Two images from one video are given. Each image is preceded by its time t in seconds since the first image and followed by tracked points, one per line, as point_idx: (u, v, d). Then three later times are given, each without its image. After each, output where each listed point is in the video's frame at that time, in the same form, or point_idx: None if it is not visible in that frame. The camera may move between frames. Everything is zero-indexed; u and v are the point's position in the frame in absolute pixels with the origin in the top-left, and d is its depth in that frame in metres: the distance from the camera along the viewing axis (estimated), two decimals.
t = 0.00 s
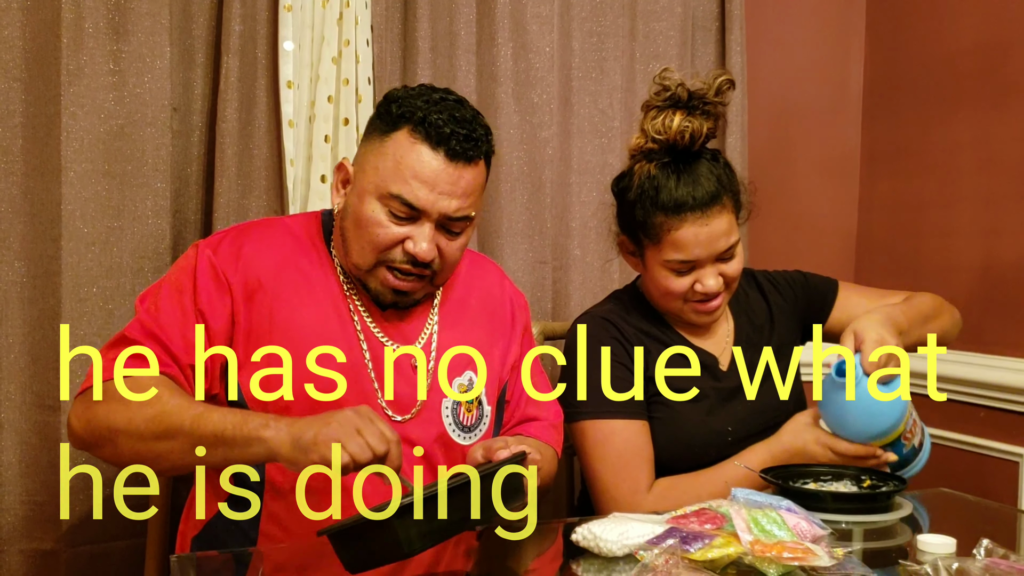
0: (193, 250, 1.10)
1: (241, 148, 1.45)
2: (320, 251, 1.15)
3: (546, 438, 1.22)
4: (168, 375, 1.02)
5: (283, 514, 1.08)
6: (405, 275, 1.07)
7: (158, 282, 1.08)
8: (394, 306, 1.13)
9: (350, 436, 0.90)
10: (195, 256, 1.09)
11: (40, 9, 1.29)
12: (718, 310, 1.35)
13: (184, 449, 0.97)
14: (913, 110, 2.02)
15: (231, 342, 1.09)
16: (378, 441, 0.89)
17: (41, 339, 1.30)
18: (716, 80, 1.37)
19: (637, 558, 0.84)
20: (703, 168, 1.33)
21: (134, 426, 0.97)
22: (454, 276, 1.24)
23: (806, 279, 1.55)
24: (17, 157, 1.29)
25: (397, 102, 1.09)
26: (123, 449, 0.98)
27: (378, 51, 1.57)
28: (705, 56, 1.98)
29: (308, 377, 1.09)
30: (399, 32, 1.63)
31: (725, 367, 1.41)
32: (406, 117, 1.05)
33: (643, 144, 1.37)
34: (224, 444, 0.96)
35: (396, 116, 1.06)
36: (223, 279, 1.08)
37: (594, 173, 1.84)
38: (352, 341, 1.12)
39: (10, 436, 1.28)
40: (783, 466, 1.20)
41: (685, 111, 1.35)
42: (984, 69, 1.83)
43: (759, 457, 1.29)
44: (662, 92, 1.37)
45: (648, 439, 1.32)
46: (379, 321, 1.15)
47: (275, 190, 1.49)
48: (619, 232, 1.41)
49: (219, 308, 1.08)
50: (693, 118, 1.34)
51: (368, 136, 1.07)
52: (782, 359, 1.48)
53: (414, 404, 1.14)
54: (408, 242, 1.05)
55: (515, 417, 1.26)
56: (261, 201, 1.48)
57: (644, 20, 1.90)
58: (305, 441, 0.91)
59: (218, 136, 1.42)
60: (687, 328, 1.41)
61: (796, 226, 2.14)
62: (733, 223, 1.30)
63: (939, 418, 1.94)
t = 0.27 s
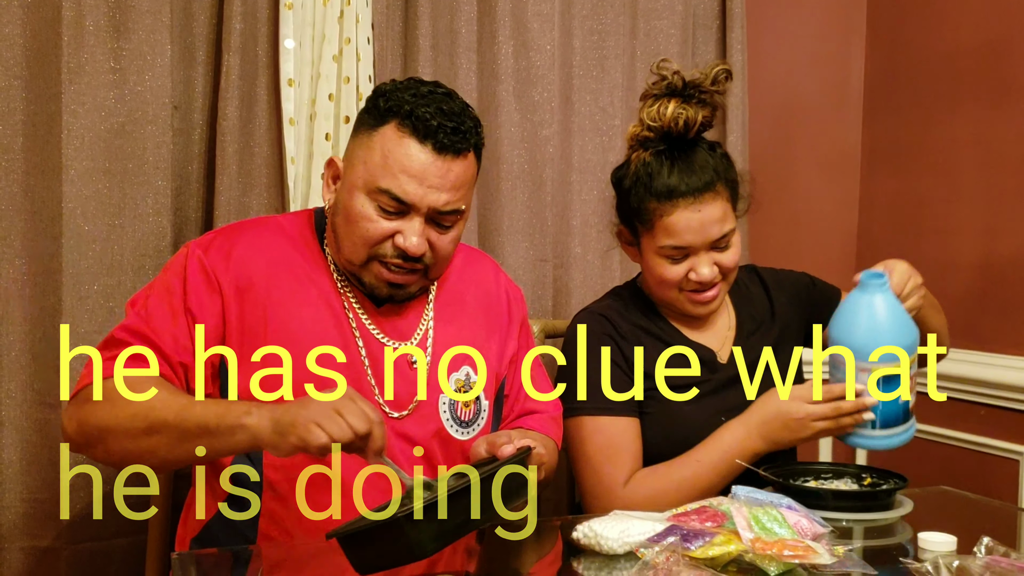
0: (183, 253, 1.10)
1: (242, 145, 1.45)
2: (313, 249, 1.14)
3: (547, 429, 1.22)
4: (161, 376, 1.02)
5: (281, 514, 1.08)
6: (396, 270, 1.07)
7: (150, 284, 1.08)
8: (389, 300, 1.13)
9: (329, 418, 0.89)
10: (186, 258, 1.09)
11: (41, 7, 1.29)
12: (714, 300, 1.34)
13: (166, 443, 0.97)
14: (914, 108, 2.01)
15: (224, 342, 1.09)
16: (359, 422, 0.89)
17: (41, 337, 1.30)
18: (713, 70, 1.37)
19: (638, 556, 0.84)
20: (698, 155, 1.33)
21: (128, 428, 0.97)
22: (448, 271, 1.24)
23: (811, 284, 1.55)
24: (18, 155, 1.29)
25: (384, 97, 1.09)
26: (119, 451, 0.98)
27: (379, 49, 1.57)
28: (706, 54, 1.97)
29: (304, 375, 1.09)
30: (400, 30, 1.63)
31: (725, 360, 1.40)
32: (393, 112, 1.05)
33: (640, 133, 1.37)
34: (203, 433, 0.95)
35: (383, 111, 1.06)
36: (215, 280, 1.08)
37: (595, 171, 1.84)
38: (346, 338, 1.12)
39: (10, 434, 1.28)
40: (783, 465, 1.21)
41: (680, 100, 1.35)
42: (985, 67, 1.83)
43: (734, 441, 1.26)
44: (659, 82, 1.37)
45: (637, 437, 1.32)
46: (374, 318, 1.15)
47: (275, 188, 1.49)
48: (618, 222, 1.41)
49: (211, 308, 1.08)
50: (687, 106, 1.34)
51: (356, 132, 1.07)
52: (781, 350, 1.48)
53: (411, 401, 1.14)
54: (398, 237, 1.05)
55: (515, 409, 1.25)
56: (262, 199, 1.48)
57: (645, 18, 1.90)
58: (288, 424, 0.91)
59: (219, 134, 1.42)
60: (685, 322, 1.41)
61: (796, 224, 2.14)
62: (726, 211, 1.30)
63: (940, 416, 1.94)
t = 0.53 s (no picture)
0: (176, 249, 1.09)
1: (242, 138, 1.45)
2: (307, 243, 1.14)
3: (546, 416, 1.22)
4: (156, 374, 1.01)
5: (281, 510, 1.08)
6: (389, 262, 1.07)
7: (143, 282, 1.07)
8: (382, 294, 1.13)
9: (288, 421, 0.88)
10: (180, 254, 1.08)
11: None
12: (678, 282, 1.35)
13: (154, 441, 0.97)
14: (915, 101, 2.01)
15: (221, 339, 1.09)
16: (319, 425, 0.88)
17: (42, 330, 1.31)
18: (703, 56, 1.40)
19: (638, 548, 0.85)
20: (667, 137, 1.37)
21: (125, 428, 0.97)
22: (444, 262, 1.24)
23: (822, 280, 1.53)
24: (18, 148, 1.29)
25: (375, 88, 1.09)
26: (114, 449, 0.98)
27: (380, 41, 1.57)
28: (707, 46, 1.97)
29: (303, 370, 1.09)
30: (400, 22, 1.63)
31: (716, 343, 1.40)
32: (383, 103, 1.05)
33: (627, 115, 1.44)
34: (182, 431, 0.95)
35: (374, 103, 1.05)
36: (210, 277, 1.07)
37: (595, 164, 1.84)
38: (344, 332, 1.12)
39: (12, 426, 1.28)
40: (783, 458, 1.22)
41: (663, 83, 1.39)
42: (987, 60, 1.83)
43: (655, 429, 1.27)
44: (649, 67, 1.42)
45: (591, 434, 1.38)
46: (371, 312, 1.15)
47: (276, 181, 1.49)
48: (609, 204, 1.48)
49: (206, 304, 1.07)
50: (664, 90, 1.38)
51: (348, 123, 1.07)
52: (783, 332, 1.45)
53: (409, 394, 1.13)
54: (390, 229, 1.05)
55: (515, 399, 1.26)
56: (262, 191, 1.48)
57: (646, 10, 1.89)
58: (244, 426, 0.90)
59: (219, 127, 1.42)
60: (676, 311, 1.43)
61: (797, 217, 2.14)
62: (687, 189, 1.33)
63: (940, 409, 1.94)
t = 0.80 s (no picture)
0: (172, 238, 1.07)
1: (240, 128, 1.44)
2: (303, 233, 1.14)
3: (545, 408, 1.23)
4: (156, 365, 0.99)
5: (281, 503, 1.08)
6: (385, 251, 1.07)
7: (138, 271, 1.04)
8: (380, 282, 1.12)
9: (283, 416, 0.90)
10: (176, 244, 1.06)
11: None
12: (647, 264, 1.36)
13: (145, 428, 0.95)
14: (916, 91, 2.00)
15: (217, 331, 1.08)
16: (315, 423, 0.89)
17: (40, 321, 1.30)
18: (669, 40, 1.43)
19: (638, 538, 0.85)
20: (633, 119, 1.39)
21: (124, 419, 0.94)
22: (440, 253, 1.23)
23: (827, 268, 1.47)
24: (15, 138, 1.28)
25: (372, 76, 1.08)
26: (103, 434, 0.95)
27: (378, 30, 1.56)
28: (707, 36, 1.95)
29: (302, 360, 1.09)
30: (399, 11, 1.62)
31: (696, 335, 1.40)
32: (379, 91, 1.04)
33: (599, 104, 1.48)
34: (174, 421, 0.94)
35: (370, 90, 1.05)
36: (208, 266, 1.06)
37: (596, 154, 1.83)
38: (342, 323, 1.12)
39: (11, 418, 1.28)
40: (781, 448, 1.22)
41: (630, 68, 1.42)
42: (988, 50, 1.82)
43: (602, 436, 1.22)
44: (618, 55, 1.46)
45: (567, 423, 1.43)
46: (369, 301, 1.15)
47: (274, 171, 1.48)
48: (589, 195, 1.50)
49: (204, 293, 1.05)
50: (629, 74, 1.41)
51: (344, 112, 1.06)
52: (772, 321, 1.42)
53: (407, 383, 1.13)
54: (386, 217, 1.04)
55: (513, 390, 1.26)
56: (261, 181, 1.47)
57: None
58: (241, 417, 0.91)
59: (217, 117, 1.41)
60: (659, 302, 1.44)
61: (797, 208, 2.13)
62: (646, 168, 1.34)
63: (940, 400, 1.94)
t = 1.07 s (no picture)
0: (180, 237, 1.08)
1: (242, 125, 1.44)
2: (310, 231, 1.14)
3: (541, 410, 1.23)
4: (169, 367, 0.99)
5: (281, 500, 1.07)
6: (389, 247, 1.07)
7: (148, 270, 1.06)
8: (382, 278, 1.12)
9: (327, 413, 0.89)
10: (184, 243, 1.07)
11: None
12: (618, 257, 1.37)
13: (188, 440, 0.96)
14: (917, 89, 2.00)
15: (226, 329, 1.08)
16: (359, 419, 0.89)
17: (42, 317, 1.31)
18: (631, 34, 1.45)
19: (638, 534, 0.85)
20: (597, 114, 1.41)
21: (134, 421, 0.94)
22: (441, 249, 1.24)
23: (817, 264, 1.45)
24: (17, 134, 1.28)
25: (377, 72, 1.09)
26: (139, 448, 0.96)
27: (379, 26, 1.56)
28: (708, 32, 1.95)
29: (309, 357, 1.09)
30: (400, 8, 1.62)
31: (676, 335, 1.40)
32: (384, 86, 1.04)
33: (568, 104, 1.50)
34: (218, 431, 0.94)
35: (375, 86, 1.05)
36: (216, 265, 1.06)
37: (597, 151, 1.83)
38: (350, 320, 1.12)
39: (13, 413, 1.28)
40: (783, 446, 1.22)
41: (595, 65, 1.44)
42: (989, 48, 1.82)
43: (588, 441, 1.23)
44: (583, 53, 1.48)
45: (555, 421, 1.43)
46: (370, 298, 1.15)
47: (276, 167, 1.49)
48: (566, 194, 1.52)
49: (214, 292, 1.06)
50: (592, 70, 1.44)
51: (349, 107, 1.06)
52: (755, 320, 1.42)
53: (406, 378, 1.13)
54: (390, 212, 1.04)
55: (510, 390, 1.26)
56: (262, 177, 1.47)
57: None
58: (288, 419, 0.91)
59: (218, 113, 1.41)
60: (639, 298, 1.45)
61: (797, 205, 2.13)
62: (610, 160, 1.35)
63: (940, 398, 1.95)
